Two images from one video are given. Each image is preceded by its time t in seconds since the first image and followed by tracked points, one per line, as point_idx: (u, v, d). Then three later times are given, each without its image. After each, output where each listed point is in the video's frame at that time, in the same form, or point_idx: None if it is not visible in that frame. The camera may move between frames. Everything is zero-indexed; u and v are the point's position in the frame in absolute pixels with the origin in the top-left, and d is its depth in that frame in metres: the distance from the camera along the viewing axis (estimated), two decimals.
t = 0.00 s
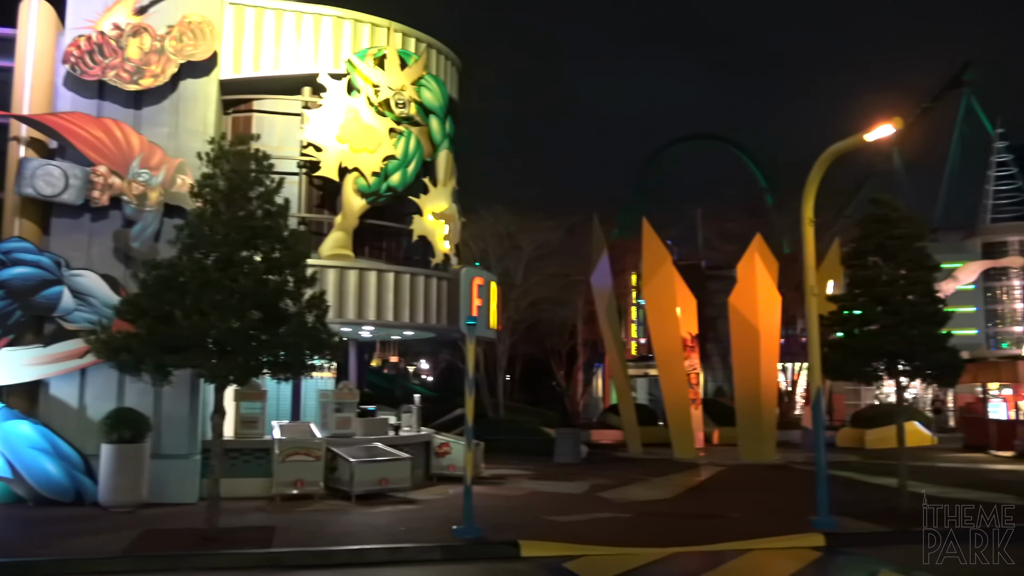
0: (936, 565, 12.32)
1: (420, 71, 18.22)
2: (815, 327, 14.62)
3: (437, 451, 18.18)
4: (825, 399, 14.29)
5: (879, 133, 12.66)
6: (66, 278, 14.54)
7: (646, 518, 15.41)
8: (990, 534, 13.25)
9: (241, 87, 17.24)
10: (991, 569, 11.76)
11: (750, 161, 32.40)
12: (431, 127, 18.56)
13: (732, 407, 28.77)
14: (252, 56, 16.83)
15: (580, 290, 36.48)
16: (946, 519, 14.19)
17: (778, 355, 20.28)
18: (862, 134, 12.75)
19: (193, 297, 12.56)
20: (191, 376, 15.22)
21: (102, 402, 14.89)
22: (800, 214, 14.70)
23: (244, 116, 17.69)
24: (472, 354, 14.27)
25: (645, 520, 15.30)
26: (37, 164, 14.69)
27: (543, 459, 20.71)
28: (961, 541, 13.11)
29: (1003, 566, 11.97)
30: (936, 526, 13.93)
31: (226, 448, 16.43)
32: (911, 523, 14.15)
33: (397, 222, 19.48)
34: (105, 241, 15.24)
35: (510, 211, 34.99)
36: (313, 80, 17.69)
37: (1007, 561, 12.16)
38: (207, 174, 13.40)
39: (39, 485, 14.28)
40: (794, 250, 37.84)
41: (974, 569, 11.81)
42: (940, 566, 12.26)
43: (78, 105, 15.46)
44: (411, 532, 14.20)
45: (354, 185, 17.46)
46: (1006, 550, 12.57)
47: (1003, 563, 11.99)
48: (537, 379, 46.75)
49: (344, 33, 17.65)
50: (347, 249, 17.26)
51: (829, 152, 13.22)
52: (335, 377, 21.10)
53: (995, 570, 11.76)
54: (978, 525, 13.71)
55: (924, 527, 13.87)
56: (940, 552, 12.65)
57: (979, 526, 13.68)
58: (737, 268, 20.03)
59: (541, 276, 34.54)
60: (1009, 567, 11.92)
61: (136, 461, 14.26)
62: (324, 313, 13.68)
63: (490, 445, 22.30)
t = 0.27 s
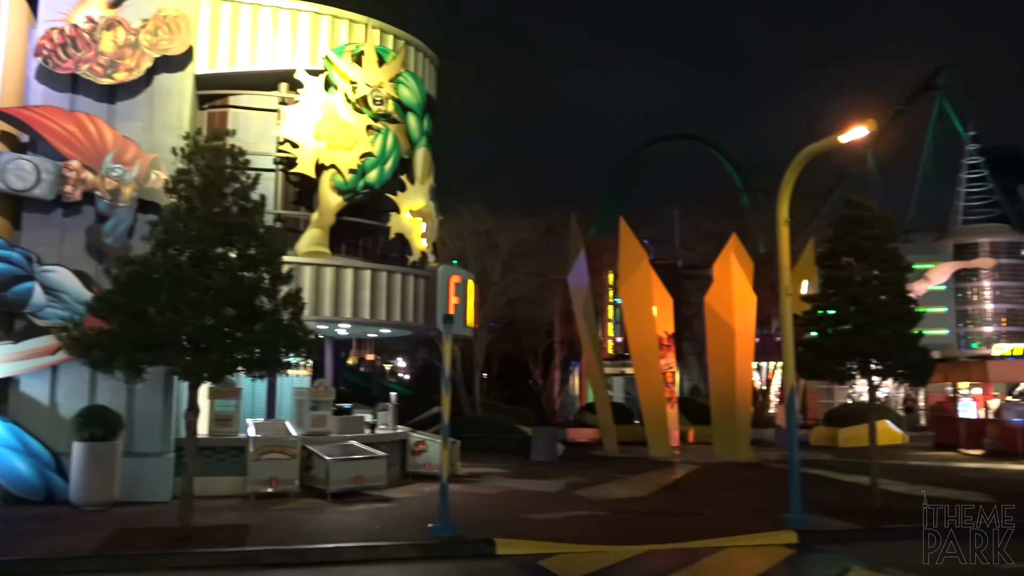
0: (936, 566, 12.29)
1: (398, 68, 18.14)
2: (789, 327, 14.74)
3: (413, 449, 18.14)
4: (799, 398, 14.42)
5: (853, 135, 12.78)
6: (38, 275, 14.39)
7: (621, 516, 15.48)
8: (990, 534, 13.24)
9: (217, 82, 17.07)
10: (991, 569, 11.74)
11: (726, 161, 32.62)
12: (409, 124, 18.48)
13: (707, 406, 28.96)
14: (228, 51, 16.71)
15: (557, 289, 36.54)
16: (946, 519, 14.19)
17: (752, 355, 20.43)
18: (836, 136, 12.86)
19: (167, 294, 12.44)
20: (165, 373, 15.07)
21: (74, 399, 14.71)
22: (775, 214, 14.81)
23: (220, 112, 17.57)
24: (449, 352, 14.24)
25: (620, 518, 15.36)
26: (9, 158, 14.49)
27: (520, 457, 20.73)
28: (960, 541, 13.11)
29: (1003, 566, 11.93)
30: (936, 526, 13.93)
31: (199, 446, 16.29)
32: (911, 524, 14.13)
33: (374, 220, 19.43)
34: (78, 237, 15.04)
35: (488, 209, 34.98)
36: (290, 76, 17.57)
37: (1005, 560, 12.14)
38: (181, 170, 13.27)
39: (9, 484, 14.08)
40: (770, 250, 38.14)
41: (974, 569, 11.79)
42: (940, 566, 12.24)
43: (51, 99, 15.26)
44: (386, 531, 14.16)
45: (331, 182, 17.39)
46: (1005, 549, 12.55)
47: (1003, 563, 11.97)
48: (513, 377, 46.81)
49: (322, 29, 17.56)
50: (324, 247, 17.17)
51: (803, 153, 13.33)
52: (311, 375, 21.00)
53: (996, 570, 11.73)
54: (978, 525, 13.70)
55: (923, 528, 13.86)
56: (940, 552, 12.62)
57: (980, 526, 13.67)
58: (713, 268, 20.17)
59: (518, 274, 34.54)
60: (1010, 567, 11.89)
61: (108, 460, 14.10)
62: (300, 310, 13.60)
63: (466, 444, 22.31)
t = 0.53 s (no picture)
0: (937, 565, 12.32)
1: (370, 65, 18.02)
2: (758, 327, 14.86)
3: (383, 448, 18.06)
4: (766, 398, 14.56)
5: (821, 138, 12.95)
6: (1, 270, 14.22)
7: (590, 515, 15.53)
8: (990, 535, 13.35)
9: (187, 77, 17.00)
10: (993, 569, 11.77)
11: (697, 163, 32.89)
12: (380, 122, 18.41)
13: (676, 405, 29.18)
14: (197, 46, 16.58)
15: (528, 288, 36.59)
16: (945, 518, 14.29)
17: (721, 355, 20.61)
18: (805, 138, 13.03)
19: (134, 291, 12.27)
20: (131, 371, 14.88)
21: (38, 397, 14.49)
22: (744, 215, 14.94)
23: (189, 107, 17.41)
24: (420, 351, 14.21)
25: (590, 517, 15.42)
26: None
27: (490, 456, 20.73)
28: (960, 541, 13.14)
29: (1003, 566, 12.00)
30: (935, 526, 13.99)
31: (165, 445, 16.07)
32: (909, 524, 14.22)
33: (345, 217, 19.35)
34: (42, 233, 14.75)
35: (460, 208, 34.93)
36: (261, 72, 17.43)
37: (1005, 560, 12.16)
38: (149, 165, 13.11)
39: None
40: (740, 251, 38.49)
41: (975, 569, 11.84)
42: (939, 566, 12.24)
43: (15, 92, 15.01)
44: (355, 530, 14.09)
45: (301, 179, 17.26)
46: (1005, 550, 12.57)
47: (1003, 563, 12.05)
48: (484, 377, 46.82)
49: (293, 25, 17.45)
50: (294, 244, 16.91)
51: (772, 155, 13.48)
52: (281, 373, 20.85)
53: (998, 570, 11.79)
54: (977, 526, 13.82)
55: (922, 528, 13.94)
56: (941, 551, 12.68)
57: (978, 526, 13.80)
58: (683, 268, 20.31)
59: (489, 273, 34.56)
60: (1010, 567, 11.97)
61: (73, 459, 13.88)
62: (269, 308, 13.47)
63: (437, 443, 22.25)
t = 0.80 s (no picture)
0: (936, 565, 12.22)
1: (344, 61, 17.95)
2: (730, 325, 14.95)
3: (356, 446, 17.98)
4: (737, 395, 14.67)
5: (792, 138, 13.07)
6: None
7: (563, 513, 15.57)
8: (989, 533, 13.24)
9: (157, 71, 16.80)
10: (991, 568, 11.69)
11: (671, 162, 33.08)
12: (354, 119, 18.35)
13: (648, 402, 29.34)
14: (169, 39, 16.40)
15: (503, 286, 36.60)
16: (946, 519, 14.21)
17: (694, 353, 20.74)
18: (777, 137, 13.13)
19: (102, 288, 12.11)
20: (99, 368, 14.68)
21: (4, 396, 14.36)
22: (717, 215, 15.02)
23: (160, 102, 17.19)
24: (394, 349, 14.12)
25: (563, 514, 15.45)
26: None
27: (463, 454, 20.71)
28: (959, 541, 13.05)
29: (1003, 566, 11.90)
30: (935, 527, 13.93)
31: (134, 444, 15.86)
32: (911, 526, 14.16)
33: (318, 214, 19.26)
34: (9, 228, 14.54)
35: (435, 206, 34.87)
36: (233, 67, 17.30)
37: (1005, 561, 12.06)
38: (119, 160, 12.94)
39: None
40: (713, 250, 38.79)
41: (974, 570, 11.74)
42: (940, 566, 12.14)
43: None
44: (328, 529, 14.01)
45: (274, 176, 17.13)
46: (1005, 549, 12.47)
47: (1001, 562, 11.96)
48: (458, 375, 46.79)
49: (266, 20, 17.32)
50: (266, 242, 16.88)
51: (744, 154, 13.58)
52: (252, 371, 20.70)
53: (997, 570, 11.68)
54: (976, 525, 13.72)
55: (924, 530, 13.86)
56: (940, 551, 12.57)
57: (978, 526, 13.69)
58: (656, 267, 20.39)
59: (463, 271, 34.52)
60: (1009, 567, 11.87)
61: (40, 459, 13.69)
62: (241, 305, 13.38)
63: (410, 441, 22.21)
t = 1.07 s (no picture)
0: (936, 565, 11.84)
1: (316, 55, 17.84)
2: (701, 321, 15.04)
3: (327, 442, 17.90)
4: (708, 391, 14.78)
5: (763, 135, 13.12)
6: None
7: (535, 508, 15.60)
8: (991, 534, 12.85)
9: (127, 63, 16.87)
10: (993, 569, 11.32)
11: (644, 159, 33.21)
12: (326, 113, 18.22)
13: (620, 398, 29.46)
14: (137, 32, 16.45)
15: (475, 282, 36.56)
16: (946, 519, 13.87)
17: (665, 349, 20.85)
18: (748, 135, 13.20)
19: (69, 282, 11.93)
20: (66, 363, 14.42)
21: None
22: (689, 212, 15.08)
23: (128, 95, 17.06)
24: (365, 344, 14.02)
25: (534, 510, 15.49)
26: None
27: (435, 450, 20.68)
28: (960, 540, 12.67)
29: (1003, 566, 11.53)
30: (936, 527, 13.56)
31: (102, 440, 15.63)
32: (911, 526, 13.82)
33: (289, 209, 19.15)
34: None
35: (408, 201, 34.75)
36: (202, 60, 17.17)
37: (1006, 561, 11.68)
38: (86, 153, 12.73)
39: None
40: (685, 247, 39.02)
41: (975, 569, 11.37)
42: (940, 566, 11.76)
43: None
44: (299, 525, 13.93)
45: (244, 170, 16.96)
46: (1006, 550, 12.08)
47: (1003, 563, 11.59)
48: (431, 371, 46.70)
49: (236, 13, 17.14)
50: (237, 236, 16.77)
51: (714, 152, 13.67)
52: (222, 367, 20.55)
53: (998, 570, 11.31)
54: (977, 525, 13.35)
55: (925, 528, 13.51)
56: (940, 551, 12.20)
57: (979, 526, 13.33)
58: (628, 263, 20.47)
59: (436, 267, 34.44)
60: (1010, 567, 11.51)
61: (4, 455, 13.53)
62: (211, 300, 13.27)
63: (381, 437, 22.15)
